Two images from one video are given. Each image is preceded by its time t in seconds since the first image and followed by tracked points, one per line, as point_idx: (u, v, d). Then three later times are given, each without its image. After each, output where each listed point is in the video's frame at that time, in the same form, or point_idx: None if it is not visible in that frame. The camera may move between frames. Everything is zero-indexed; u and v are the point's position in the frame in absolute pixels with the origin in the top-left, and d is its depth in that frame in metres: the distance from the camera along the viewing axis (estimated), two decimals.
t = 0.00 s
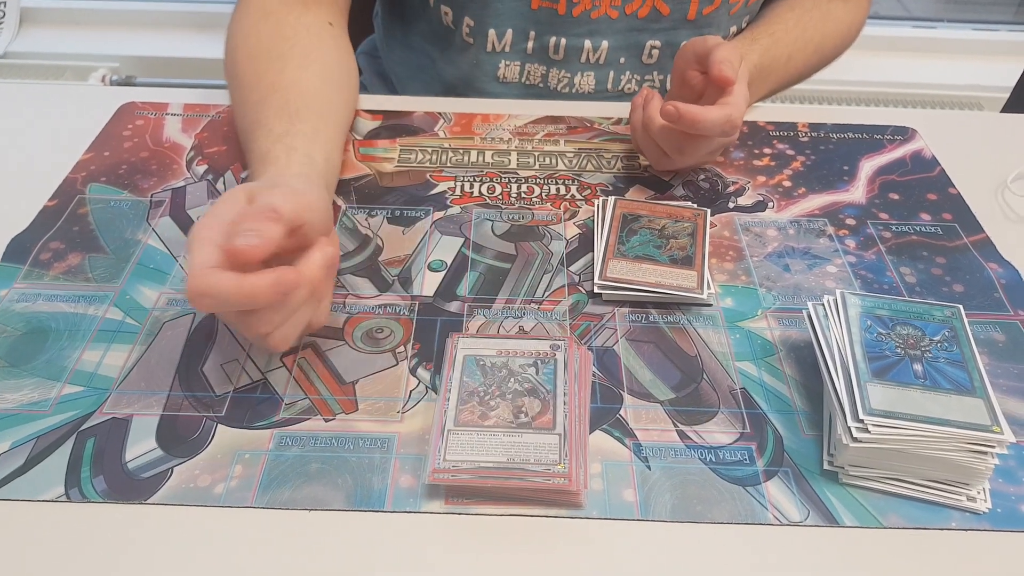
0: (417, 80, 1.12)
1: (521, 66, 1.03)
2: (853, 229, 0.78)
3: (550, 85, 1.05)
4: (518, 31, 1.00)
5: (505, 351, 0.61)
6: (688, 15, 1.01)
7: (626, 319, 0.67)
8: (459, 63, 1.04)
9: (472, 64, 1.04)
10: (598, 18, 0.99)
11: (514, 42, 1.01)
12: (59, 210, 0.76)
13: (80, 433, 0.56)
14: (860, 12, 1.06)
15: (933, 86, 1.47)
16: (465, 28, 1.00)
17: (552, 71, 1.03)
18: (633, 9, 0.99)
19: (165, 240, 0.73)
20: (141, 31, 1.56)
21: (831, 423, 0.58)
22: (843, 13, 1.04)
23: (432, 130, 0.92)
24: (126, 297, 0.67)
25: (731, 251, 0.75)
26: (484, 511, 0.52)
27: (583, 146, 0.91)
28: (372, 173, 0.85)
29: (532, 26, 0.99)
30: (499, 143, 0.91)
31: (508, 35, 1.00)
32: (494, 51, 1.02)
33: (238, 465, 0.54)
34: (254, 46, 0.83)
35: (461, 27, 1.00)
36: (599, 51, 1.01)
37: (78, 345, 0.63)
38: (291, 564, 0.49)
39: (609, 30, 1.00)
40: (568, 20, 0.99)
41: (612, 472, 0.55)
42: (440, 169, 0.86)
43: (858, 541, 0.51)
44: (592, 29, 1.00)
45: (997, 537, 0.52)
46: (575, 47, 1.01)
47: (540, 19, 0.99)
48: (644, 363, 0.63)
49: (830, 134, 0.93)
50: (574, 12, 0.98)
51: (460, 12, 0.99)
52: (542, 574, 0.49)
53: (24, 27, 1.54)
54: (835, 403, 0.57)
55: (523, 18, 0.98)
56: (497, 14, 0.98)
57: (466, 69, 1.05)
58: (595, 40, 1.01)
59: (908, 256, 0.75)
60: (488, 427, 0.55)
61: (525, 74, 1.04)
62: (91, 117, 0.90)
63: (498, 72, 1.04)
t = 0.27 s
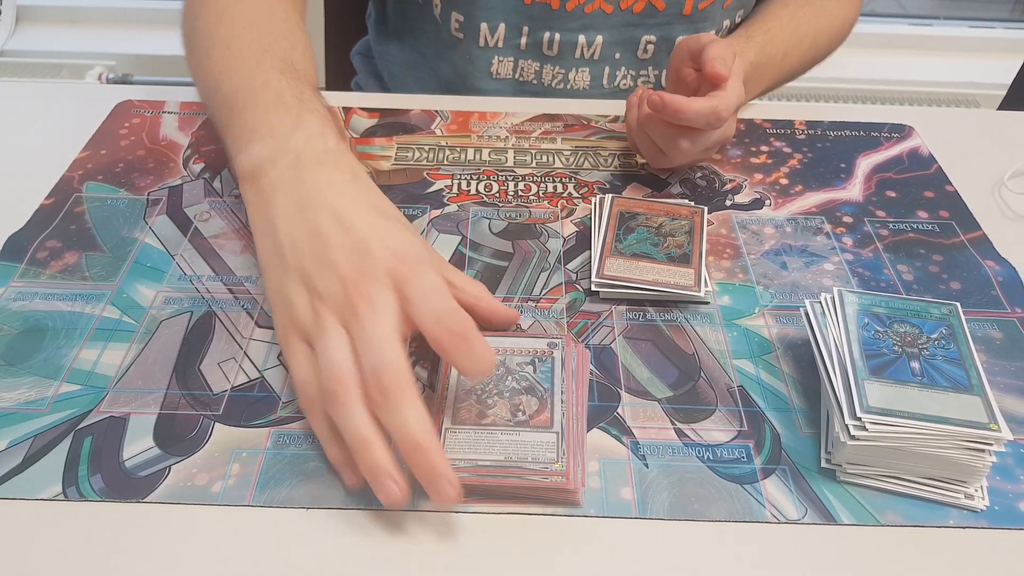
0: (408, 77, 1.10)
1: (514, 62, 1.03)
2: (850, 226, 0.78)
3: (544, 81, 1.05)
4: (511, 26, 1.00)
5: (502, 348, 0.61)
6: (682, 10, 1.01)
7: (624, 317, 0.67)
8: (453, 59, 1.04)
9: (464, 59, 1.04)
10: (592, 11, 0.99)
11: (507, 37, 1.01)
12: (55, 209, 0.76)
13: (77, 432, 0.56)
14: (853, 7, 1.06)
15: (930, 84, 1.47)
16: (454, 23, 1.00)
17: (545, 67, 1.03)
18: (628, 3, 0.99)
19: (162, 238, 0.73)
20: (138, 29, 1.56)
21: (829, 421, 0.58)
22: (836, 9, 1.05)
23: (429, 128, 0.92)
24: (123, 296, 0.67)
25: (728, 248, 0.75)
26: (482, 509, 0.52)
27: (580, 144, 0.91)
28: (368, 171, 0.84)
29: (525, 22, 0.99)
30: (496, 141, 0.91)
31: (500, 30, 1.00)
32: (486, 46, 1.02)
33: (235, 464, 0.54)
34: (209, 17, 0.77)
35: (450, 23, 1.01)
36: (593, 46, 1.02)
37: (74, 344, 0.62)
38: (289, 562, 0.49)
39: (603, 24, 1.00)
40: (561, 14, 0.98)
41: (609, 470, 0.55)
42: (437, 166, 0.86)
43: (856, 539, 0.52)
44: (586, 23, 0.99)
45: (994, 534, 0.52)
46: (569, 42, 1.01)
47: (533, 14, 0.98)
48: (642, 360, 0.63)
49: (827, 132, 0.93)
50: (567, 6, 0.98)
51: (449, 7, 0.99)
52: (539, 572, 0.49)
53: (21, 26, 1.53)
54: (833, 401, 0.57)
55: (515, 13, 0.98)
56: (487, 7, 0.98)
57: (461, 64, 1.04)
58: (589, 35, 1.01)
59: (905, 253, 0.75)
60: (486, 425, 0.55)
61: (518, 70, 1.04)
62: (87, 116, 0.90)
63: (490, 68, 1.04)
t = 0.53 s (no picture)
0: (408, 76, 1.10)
1: (518, 59, 1.03)
2: (849, 226, 0.78)
3: (548, 77, 1.05)
4: (514, 22, 1.00)
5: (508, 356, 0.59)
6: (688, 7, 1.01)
7: (623, 317, 0.67)
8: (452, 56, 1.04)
9: (466, 55, 1.04)
10: (596, 8, 0.99)
11: (511, 33, 1.01)
12: (55, 209, 0.76)
13: (77, 432, 0.56)
14: (850, 2, 1.07)
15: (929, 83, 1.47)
16: (454, 20, 1.00)
17: (550, 64, 1.04)
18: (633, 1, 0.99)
19: (161, 238, 0.73)
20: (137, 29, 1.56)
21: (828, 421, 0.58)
22: (834, 5, 1.05)
23: (429, 127, 0.92)
24: (122, 296, 0.67)
25: (727, 248, 0.75)
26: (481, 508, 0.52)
27: (580, 144, 0.91)
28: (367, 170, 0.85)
29: (530, 18, 0.99)
30: (495, 140, 0.91)
31: (504, 26, 1.00)
32: (490, 42, 1.02)
33: (235, 464, 0.54)
34: (180, 18, 0.71)
35: (450, 20, 1.00)
36: (597, 42, 1.02)
37: (74, 344, 0.62)
38: (289, 562, 0.49)
39: (608, 21, 1.00)
40: (565, 11, 0.99)
41: (609, 470, 0.55)
42: (436, 166, 0.86)
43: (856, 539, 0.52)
44: (590, 20, 0.99)
45: (993, 534, 0.52)
46: (573, 39, 1.01)
47: (536, 11, 0.98)
48: (641, 360, 0.63)
49: (826, 131, 0.93)
50: (571, 3, 0.98)
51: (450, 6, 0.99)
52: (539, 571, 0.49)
53: (20, 25, 1.53)
54: (833, 401, 0.57)
55: (519, 9, 0.98)
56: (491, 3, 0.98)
57: (460, 61, 1.04)
58: (593, 32, 1.01)
59: (905, 253, 0.75)
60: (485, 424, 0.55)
61: (521, 67, 1.04)
62: (86, 116, 0.90)
63: (493, 63, 1.04)
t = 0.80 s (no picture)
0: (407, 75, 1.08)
1: (513, 63, 1.04)
2: (849, 226, 0.78)
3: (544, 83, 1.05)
4: (511, 28, 0.99)
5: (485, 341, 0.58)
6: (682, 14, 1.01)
7: (623, 316, 0.67)
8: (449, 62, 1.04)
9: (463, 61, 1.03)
10: (592, 14, 0.99)
11: (507, 39, 1.01)
12: (53, 209, 0.76)
13: (76, 432, 0.56)
14: None
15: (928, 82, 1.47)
16: (450, 26, 1.00)
17: (546, 70, 1.04)
18: (628, 7, 0.98)
19: (160, 238, 0.73)
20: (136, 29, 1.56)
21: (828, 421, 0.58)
22: None
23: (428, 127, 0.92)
24: (121, 296, 0.67)
25: (727, 248, 0.75)
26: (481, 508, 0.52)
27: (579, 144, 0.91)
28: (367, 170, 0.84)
29: (526, 24, 0.99)
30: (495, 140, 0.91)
31: (501, 31, 1.00)
32: (485, 47, 1.02)
33: (234, 464, 0.54)
34: (197, 1, 0.78)
35: (446, 26, 1.00)
36: (593, 48, 1.02)
37: (73, 344, 0.62)
38: (288, 562, 0.49)
39: (604, 27, 1.00)
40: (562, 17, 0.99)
41: (608, 470, 0.55)
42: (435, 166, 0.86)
43: (856, 539, 0.51)
44: (585, 26, 1.00)
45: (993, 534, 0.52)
46: (569, 44, 1.01)
47: (533, 17, 0.98)
48: (640, 360, 0.63)
49: (826, 131, 0.93)
50: (567, 10, 0.98)
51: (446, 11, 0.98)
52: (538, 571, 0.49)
53: (19, 25, 1.53)
54: (833, 401, 0.56)
55: (515, 15, 0.98)
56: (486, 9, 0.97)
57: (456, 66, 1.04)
58: (589, 38, 1.01)
59: (904, 252, 0.75)
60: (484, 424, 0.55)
61: (517, 73, 1.05)
62: (85, 116, 0.90)
63: (489, 69, 1.04)
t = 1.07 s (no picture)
0: (409, 77, 1.08)
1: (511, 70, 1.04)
2: (849, 226, 0.78)
3: (542, 88, 1.05)
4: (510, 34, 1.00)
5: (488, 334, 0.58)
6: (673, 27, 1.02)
7: (623, 316, 0.67)
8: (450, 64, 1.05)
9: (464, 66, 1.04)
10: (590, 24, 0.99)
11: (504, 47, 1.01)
12: (56, 209, 0.76)
13: (78, 432, 0.56)
14: None
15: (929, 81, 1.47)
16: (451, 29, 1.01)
17: (543, 76, 1.04)
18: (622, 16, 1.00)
19: (162, 238, 0.73)
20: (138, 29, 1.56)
21: (829, 421, 0.58)
22: None
23: (429, 128, 0.93)
24: (123, 296, 0.67)
25: (727, 248, 0.75)
26: (482, 507, 0.52)
27: (580, 144, 0.91)
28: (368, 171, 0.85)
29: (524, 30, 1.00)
30: (495, 141, 0.91)
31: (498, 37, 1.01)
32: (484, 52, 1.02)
33: (235, 463, 0.54)
34: None
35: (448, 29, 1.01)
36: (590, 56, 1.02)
37: (76, 344, 0.63)
38: (289, 562, 0.49)
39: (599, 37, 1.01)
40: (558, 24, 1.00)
41: (609, 469, 0.55)
42: (436, 166, 0.86)
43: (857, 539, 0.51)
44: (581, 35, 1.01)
45: (995, 534, 0.52)
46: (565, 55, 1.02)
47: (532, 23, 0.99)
48: (641, 360, 0.63)
49: (826, 131, 0.93)
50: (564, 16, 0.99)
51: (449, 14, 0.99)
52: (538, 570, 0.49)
53: (20, 26, 1.53)
54: (833, 401, 0.57)
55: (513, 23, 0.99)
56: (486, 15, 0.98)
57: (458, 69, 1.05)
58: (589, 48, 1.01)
59: (905, 252, 0.75)
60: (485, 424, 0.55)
61: (515, 79, 1.05)
62: (87, 116, 0.90)
63: (487, 76, 1.05)
